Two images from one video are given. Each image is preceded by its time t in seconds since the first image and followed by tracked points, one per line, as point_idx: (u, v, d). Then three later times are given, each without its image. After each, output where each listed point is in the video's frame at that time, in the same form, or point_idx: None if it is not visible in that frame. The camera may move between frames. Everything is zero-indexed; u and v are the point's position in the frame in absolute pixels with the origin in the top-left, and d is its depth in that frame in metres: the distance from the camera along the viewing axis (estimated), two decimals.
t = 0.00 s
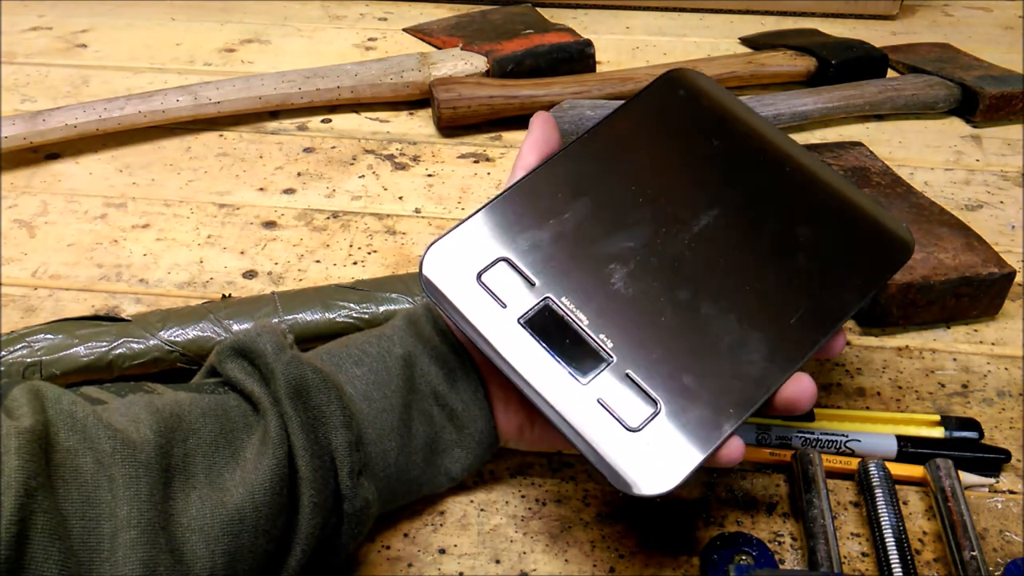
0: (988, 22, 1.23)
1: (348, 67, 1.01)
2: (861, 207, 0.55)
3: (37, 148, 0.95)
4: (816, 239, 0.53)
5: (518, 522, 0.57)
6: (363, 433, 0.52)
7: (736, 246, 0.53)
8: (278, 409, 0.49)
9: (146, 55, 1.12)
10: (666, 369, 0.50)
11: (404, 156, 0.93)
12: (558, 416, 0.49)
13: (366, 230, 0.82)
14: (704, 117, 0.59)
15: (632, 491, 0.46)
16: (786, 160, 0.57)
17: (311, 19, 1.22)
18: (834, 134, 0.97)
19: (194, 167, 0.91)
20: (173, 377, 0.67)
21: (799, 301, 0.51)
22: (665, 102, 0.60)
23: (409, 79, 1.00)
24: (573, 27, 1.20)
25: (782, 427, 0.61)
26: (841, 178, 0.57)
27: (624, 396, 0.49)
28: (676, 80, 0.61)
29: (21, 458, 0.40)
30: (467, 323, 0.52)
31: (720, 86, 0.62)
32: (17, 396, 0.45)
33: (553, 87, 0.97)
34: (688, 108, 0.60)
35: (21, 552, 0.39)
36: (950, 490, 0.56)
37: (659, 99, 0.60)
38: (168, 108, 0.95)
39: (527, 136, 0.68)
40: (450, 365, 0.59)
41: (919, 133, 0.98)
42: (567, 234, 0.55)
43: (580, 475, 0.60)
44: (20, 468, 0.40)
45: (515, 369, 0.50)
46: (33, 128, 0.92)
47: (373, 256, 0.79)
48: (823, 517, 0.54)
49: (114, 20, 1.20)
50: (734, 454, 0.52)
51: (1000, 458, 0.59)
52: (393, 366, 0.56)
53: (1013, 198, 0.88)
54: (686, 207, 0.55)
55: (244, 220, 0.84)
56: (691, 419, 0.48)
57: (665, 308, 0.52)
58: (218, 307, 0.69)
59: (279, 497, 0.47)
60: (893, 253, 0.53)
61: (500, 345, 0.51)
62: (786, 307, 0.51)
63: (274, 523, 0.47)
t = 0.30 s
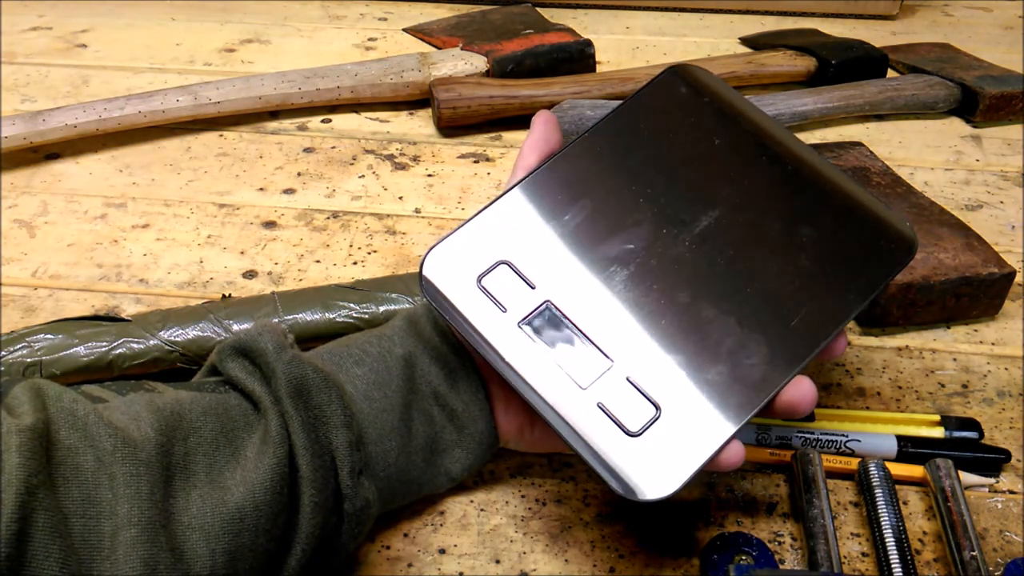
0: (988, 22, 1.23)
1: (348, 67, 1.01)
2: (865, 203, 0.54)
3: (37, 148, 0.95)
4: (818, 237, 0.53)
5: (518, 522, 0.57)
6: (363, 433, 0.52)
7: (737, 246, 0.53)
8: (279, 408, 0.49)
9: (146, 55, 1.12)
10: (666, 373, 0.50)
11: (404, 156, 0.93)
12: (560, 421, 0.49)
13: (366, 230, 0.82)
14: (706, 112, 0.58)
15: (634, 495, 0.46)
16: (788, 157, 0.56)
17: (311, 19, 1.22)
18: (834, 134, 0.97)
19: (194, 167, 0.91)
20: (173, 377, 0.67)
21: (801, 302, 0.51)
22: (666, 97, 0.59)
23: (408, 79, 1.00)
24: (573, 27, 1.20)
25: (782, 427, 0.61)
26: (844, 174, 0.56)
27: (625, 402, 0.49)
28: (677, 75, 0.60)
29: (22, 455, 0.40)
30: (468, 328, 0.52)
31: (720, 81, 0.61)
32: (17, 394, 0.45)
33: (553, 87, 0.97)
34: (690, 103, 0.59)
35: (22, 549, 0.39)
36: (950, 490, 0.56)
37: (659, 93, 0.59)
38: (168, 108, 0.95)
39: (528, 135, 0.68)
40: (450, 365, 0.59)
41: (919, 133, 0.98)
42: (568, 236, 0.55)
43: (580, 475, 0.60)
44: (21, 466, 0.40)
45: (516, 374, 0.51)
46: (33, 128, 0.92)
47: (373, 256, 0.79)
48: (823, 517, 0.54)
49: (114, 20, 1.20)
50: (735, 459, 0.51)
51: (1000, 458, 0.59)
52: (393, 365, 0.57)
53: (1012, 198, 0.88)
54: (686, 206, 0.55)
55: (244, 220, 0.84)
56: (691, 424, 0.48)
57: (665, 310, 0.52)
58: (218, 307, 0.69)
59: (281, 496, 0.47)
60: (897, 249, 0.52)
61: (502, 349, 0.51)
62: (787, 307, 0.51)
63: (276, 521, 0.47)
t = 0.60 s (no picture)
0: (988, 22, 1.23)
1: (348, 67, 1.01)
2: (868, 206, 0.53)
3: (37, 148, 0.95)
4: (821, 241, 0.52)
5: (518, 522, 0.57)
6: (366, 431, 0.52)
7: (741, 248, 0.53)
8: (282, 405, 0.49)
9: (146, 55, 1.12)
10: (669, 379, 0.50)
11: (404, 156, 0.93)
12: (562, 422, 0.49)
13: (366, 230, 0.82)
14: (709, 112, 0.58)
15: (637, 501, 0.46)
16: (792, 159, 0.56)
17: (311, 19, 1.22)
18: (834, 134, 0.97)
19: (194, 167, 0.91)
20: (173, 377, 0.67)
21: (804, 306, 0.50)
22: (671, 97, 0.58)
23: (408, 79, 1.00)
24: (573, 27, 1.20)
25: (782, 427, 0.61)
26: (848, 178, 0.55)
27: (628, 407, 0.49)
28: (681, 75, 0.59)
29: (26, 449, 0.40)
30: (471, 330, 0.52)
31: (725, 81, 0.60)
32: (22, 387, 0.45)
33: (553, 87, 0.97)
34: (693, 104, 0.58)
35: (25, 543, 0.39)
36: (950, 490, 0.56)
37: (663, 94, 0.59)
38: (168, 108, 0.95)
39: (534, 135, 0.67)
40: (453, 365, 0.59)
41: (918, 134, 0.98)
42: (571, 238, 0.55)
43: (580, 475, 0.60)
44: (25, 459, 0.40)
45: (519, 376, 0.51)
46: (33, 128, 0.92)
47: (373, 256, 0.79)
48: (823, 517, 0.54)
49: (114, 20, 1.20)
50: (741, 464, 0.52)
51: (1000, 458, 0.59)
52: (396, 364, 0.57)
53: (1012, 198, 0.88)
54: (690, 210, 0.55)
55: (244, 220, 0.84)
56: (693, 427, 0.48)
57: (668, 312, 0.52)
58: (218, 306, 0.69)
59: (283, 494, 0.47)
60: (900, 253, 0.51)
61: (505, 351, 0.52)
62: (789, 312, 0.50)
63: (278, 518, 0.47)
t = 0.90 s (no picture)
0: (988, 22, 1.23)
1: (348, 67, 1.01)
2: (878, 217, 0.52)
3: (37, 149, 0.95)
4: (829, 252, 0.51)
5: (518, 522, 0.57)
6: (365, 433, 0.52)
7: (747, 257, 0.52)
8: (282, 405, 0.49)
9: (146, 55, 1.12)
10: (668, 391, 0.50)
11: (404, 156, 0.93)
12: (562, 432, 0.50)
13: (366, 230, 0.82)
14: (720, 115, 0.57)
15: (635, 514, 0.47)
16: (803, 164, 0.54)
17: (311, 19, 1.22)
18: (834, 134, 0.97)
19: (194, 167, 0.91)
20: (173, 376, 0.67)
21: (808, 318, 0.50)
22: (680, 99, 0.57)
23: (408, 79, 1.00)
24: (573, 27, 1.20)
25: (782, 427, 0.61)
26: (858, 185, 0.54)
27: (626, 418, 0.50)
28: (692, 75, 0.58)
29: (25, 447, 0.40)
30: (472, 340, 0.53)
31: (736, 81, 0.59)
32: (22, 384, 0.45)
33: (553, 86, 0.97)
34: (703, 106, 0.57)
35: (23, 543, 0.39)
36: (950, 490, 0.56)
37: (672, 96, 0.57)
38: (168, 108, 0.95)
39: (542, 137, 0.67)
40: (455, 367, 0.59)
41: (918, 133, 0.98)
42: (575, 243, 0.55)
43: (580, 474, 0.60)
44: (24, 457, 0.40)
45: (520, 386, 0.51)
46: (33, 128, 0.92)
47: (373, 256, 0.79)
48: (823, 517, 0.54)
49: (114, 20, 1.20)
50: (737, 478, 0.52)
51: (999, 458, 0.59)
52: (397, 365, 0.57)
53: (1012, 198, 0.88)
54: (696, 218, 0.54)
55: (244, 220, 0.84)
56: (692, 441, 0.49)
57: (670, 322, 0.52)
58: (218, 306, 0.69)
59: (282, 495, 0.47)
60: (908, 266, 0.51)
61: (505, 362, 0.52)
62: (794, 327, 0.50)
63: (277, 519, 0.47)
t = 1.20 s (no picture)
0: (988, 22, 1.23)
1: (348, 67, 1.01)
2: (879, 220, 0.52)
3: (37, 148, 0.95)
4: (829, 255, 0.51)
5: (518, 522, 0.57)
6: (365, 433, 0.52)
7: (748, 258, 0.52)
8: (282, 406, 0.49)
9: (146, 55, 1.12)
10: (668, 391, 0.50)
11: (404, 156, 0.93)
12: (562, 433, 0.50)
13: (366, 230, 0.82)
14: (722, 117, 0.57)
15: (635, 516, 0.47)
16: (803, 166, 0.54)
17: (311, 19, 1.22)
18: (834, 135, 0.97)
19: (194, 167, 0.91)
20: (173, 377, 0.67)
21: (808, 321, 0.50)
22: (682, 101, 0.57)
23: (408, 79, 1.00)
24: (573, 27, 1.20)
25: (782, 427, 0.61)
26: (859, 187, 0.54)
27: (626, 418, 0.50)
28: (694, 78, 0.58)
29: (24, 449, 0.40)
30: (473, 340, 0.53)
31: (738, 83, 0.59)
32: (21, 386, 0.45)
33: (553, 86, 0.97)
34: (704, 108, 0.57)
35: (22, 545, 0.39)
36: (950, 490, 0.56)
37: (674, 98, 0.57)
38: (168, 108, 0.95)
39: (543, 139, 0.67)
40: (456, 366, 0.59)
41: (918, 133, 0.98)
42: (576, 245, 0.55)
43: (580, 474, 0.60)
44: (23, 459, 0.40)
45: (521, 387, 0.51)
46: (33, 128, 0.92)
47: (373, 256, 0.79)
48: (823, 517, 0.54)
49: (114, 20, 1.20)
50: (738, 479, 0.52)
51: (1000, 458, 0.59)
52: (397, 366, 0.57)
53: (1012, 198, 0.88)
54: (697, 220, 0.54)
55: (244, 220, 0.84)
56: (693, 442, 0.49)
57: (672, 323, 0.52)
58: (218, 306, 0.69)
59: (281, 496, 0.47)
60: (909, 269, 0.51)
61: (506, 362, 0.52)
62: (795, 329, 0.50)
63: (276, 520, 0.47)
